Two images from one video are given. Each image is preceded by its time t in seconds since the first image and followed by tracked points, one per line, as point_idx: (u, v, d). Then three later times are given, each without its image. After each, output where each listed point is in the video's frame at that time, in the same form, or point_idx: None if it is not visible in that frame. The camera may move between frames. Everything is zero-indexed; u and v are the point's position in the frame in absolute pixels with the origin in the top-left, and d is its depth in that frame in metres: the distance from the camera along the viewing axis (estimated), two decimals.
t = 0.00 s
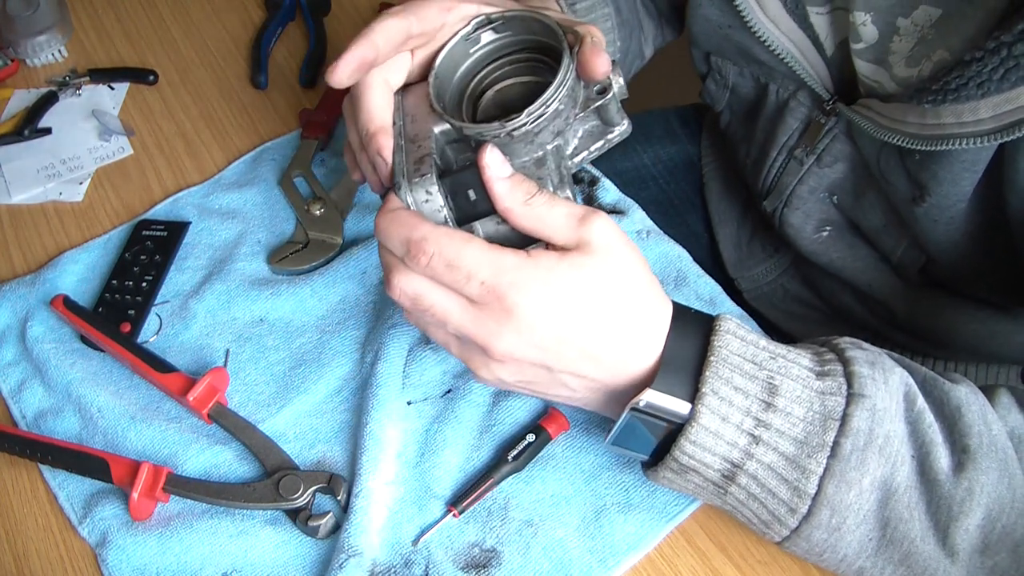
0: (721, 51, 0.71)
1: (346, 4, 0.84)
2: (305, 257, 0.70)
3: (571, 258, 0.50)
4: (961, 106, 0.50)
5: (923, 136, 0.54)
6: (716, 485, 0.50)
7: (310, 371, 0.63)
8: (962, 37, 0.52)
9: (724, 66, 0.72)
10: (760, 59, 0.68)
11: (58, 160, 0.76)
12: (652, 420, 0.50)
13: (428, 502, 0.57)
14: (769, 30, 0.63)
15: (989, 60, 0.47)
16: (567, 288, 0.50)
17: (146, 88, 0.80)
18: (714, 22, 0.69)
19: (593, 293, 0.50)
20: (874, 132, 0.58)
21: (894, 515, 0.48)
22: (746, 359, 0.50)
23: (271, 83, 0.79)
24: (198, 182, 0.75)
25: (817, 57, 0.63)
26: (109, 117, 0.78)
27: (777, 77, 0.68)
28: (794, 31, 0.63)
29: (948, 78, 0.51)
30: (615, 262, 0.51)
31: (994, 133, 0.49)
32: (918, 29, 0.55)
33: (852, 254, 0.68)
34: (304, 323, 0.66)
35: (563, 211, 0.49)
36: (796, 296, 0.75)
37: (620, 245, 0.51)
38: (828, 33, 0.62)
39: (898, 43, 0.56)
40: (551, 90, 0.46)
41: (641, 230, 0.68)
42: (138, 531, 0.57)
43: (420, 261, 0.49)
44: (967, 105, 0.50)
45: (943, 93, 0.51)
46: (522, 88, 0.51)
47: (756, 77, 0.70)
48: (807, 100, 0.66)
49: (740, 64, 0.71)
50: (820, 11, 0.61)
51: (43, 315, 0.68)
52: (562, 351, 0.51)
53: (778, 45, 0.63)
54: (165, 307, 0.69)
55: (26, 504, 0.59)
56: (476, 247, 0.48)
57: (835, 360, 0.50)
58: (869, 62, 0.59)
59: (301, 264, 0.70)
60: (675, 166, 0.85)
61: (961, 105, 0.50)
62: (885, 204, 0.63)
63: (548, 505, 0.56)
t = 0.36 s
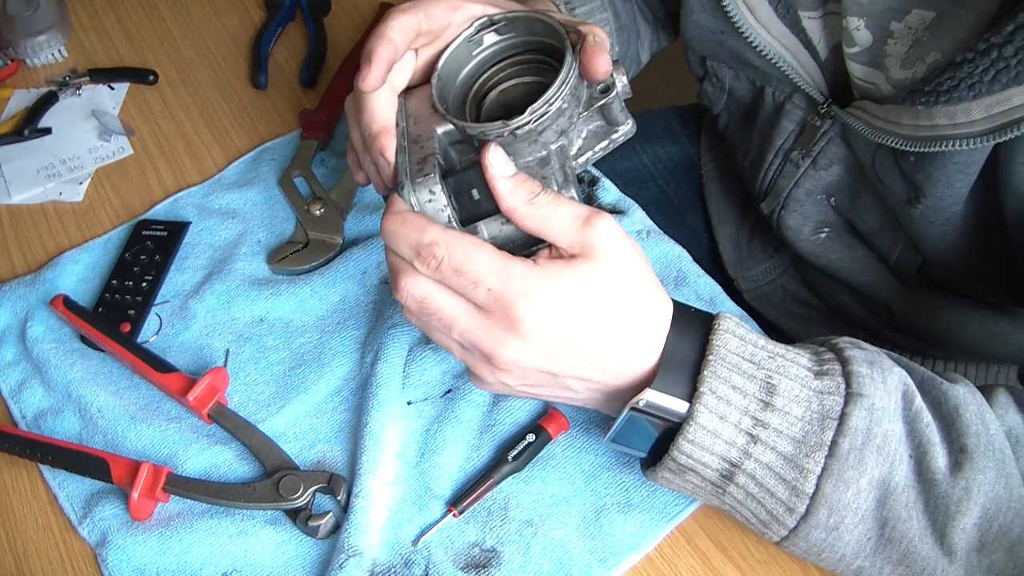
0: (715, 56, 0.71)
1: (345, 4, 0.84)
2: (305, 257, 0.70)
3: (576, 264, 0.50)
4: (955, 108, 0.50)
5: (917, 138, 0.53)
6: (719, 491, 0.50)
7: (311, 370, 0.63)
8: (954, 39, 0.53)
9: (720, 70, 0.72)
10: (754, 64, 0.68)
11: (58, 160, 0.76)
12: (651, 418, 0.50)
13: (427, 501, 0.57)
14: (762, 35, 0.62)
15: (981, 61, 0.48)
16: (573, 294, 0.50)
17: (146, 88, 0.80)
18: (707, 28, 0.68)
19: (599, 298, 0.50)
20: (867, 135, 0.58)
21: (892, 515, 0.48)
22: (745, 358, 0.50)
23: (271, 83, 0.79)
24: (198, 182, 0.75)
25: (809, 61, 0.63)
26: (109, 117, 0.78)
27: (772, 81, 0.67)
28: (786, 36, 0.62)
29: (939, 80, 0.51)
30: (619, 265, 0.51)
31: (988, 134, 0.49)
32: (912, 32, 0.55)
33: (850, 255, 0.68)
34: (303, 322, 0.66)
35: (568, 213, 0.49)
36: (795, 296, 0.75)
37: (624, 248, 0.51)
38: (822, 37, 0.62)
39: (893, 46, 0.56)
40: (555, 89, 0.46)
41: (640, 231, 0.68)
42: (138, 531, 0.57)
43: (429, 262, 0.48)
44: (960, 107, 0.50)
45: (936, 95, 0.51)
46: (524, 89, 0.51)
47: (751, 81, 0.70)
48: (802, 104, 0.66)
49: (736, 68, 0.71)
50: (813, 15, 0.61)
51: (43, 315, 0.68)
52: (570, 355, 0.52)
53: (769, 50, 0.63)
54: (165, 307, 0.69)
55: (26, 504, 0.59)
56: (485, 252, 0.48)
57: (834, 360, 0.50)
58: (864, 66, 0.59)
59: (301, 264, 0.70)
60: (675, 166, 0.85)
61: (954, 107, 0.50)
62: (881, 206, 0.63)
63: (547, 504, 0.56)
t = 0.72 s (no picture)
0: (722, 53, 0.71)
1: (346, 4, 0.84)
2: (305, 257, 0.70)
3: (548, 279, 0.50)
4: (955, 105, 0.50)
5: (919, 135, 0.54)
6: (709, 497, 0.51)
7: (310, 371, 0.63)
8: (959, 38, 0.52)
9: (726, 67, 0.72)
10: (760, 63, 0.68)
11: (58, 160, 0.76)
12: (647, 431, 0.50)
13: (427, 502, 0.57)
14: (768, 35, 0.63)
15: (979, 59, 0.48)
16: (548, 305, 0.49)
17: (146, 88, 0.80)
18: (713, 29, 0.69)
19: (575, 310, 0.50)
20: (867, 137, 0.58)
21: (894, 516, 0.48)
22: (740, 366, 0.50)
23: (271, 83, 0.79)
24: (198, 182, 0.75)
25: (815, 57, 0.63)
26: (109, 117, 0.78)
27: (778, 78, 0.68)
28: (792, 34, 0.63)
29: (940, 77, 0.51)
30: (592, 277, 0.50)
31: (988, 131, 0.49)
32: (915, 31, 0.55)
33: (852, 253, 0.68)
34: (303, 323, 0.66)
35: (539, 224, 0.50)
36: (797, 295, 0.75)
37: (597, 260, 0.51)
38: (828, 36, 0.62)
39: (897, 45, 0.57)
40: (524, 96, 0.47)
41: (641, 230, 0.68)
42: (138, 531, 0.57)
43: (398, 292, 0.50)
44: (960, 104, 0.50)
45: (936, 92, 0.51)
46: (495, 101, 0.51)
47: (758, 78, 0.70)
48: (809, 101, 0.66)
49: (742, 65, 0.70)
50: (819, 13, 0.62)
51: (42, 315, 0.68)
52: (552, 372, 0.51)
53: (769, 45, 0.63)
54: (165, 307, 0.69)
55: (27, 504, 0.59)
56: (452, 277, 0.49)
57: (830, 364, 0.50)
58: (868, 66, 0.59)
59: (301, 264, 0.69)
60: (676, 165, 0.85)
61: (954, 104, 0.50)
62: (884, 205, 0.63)
63: (547, 505, 0.56)
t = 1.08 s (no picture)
0: (721, 52, 0.71)
1: (345, 3, 0.85)
2: (306, 257, 0.70)
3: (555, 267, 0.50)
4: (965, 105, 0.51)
5: (923, 136, 0.54)
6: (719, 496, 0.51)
7: (310, 371, 0.63)
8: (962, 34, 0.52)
9: (725, 67, 0.72)
10: (762, 57, 0.68)
11: (58, 160, 0.76)
12: (652, 426, 0.50)
13: (427, 502, 0.57)
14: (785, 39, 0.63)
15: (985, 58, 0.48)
16: (555, 299, 0.49)
17: (146, 88, 0.80)
18: (719, 16, 0.69)
19: (580, 301, 0.50)
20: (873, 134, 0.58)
21: (895, 517, 0.48)
22: (745, 363, 0.50)
23: (271, 83, 0.79)
24: (198, 182, 0.75)
25: (816, 52, 0.63)
26: (109, 117, 0.78)
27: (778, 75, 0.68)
28: (798, 27, 0.63)
29: (944, 77, 0.51)
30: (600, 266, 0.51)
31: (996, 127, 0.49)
32: (916, 24, 0.55)
33: (851, 254, 0.68)
34: (303, 323, 0.66)
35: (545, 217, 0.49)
36: (796, 296, 0.75)
37: (604, 250, 0.51)
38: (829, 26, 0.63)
39: (896, 38, 0.57)
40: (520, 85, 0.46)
41: (640, 230, 0.68)
42: (138, 531, 0.57)
43: (403, 280, 0.49)
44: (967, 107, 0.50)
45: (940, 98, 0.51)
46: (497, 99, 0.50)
47: (757, 78, 0.70)
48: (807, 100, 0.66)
49: (741, 64, 0.71)
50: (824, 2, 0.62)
51: (42, 315, 0.68)
52: (560, 364, 0.51)
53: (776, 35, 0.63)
54: (165, 307, 0.69)
55: (27, 504, 0.59)
56: (460, 266, 0.48)
57: (835, 362, 0.50)
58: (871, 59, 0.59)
59: (301, 264, 0.70)
60: (675, 166, 0.85)
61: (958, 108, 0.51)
62: (884, 205, 0.63)
63: (547, 505, 0.56)
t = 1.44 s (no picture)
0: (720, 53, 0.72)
1: (345, 4, 0.85)
2: (306, 257, 0.70)
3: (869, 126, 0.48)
4: None
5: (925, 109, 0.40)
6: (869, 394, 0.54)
7: (311, 371, 0.63)
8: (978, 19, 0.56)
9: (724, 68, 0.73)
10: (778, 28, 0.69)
11: (58, 161, 0.76)
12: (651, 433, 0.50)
13: (427, 502, 0.57)
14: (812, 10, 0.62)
15: None
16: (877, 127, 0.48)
17: (146, 88, 0.80)
18: None
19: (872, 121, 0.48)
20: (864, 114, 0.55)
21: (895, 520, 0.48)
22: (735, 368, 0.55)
23: (270, 83, 0.79)
24: (198, 182, 0.75)
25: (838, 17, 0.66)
26: (109, 118, 0.78)
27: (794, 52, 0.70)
28: None
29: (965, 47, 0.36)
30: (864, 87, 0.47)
31: None
32: None
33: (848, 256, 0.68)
34: (303, 324, 0.66)
35: (832, 25, 0.47)
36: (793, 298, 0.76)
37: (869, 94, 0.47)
38: None
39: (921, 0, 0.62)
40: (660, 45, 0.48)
41: (640, 230, 0.68)
42: (138, 531, 0.57)
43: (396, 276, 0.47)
44: None
45: None
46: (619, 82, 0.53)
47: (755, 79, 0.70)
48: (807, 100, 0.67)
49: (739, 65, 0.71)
50: None
51: (43, 315, 0.68)
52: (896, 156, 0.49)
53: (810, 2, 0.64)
54: (164, 307, 0.69)
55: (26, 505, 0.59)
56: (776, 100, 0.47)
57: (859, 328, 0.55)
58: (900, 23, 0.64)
59: (301, 264, 0.69)
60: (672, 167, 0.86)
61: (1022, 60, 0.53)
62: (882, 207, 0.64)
63: (546, 505, 0.56)
